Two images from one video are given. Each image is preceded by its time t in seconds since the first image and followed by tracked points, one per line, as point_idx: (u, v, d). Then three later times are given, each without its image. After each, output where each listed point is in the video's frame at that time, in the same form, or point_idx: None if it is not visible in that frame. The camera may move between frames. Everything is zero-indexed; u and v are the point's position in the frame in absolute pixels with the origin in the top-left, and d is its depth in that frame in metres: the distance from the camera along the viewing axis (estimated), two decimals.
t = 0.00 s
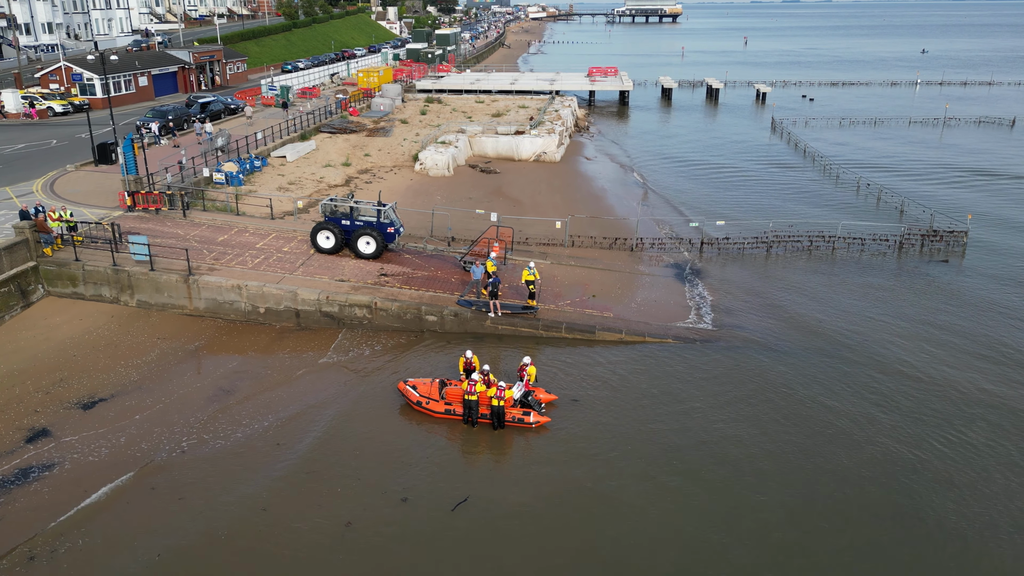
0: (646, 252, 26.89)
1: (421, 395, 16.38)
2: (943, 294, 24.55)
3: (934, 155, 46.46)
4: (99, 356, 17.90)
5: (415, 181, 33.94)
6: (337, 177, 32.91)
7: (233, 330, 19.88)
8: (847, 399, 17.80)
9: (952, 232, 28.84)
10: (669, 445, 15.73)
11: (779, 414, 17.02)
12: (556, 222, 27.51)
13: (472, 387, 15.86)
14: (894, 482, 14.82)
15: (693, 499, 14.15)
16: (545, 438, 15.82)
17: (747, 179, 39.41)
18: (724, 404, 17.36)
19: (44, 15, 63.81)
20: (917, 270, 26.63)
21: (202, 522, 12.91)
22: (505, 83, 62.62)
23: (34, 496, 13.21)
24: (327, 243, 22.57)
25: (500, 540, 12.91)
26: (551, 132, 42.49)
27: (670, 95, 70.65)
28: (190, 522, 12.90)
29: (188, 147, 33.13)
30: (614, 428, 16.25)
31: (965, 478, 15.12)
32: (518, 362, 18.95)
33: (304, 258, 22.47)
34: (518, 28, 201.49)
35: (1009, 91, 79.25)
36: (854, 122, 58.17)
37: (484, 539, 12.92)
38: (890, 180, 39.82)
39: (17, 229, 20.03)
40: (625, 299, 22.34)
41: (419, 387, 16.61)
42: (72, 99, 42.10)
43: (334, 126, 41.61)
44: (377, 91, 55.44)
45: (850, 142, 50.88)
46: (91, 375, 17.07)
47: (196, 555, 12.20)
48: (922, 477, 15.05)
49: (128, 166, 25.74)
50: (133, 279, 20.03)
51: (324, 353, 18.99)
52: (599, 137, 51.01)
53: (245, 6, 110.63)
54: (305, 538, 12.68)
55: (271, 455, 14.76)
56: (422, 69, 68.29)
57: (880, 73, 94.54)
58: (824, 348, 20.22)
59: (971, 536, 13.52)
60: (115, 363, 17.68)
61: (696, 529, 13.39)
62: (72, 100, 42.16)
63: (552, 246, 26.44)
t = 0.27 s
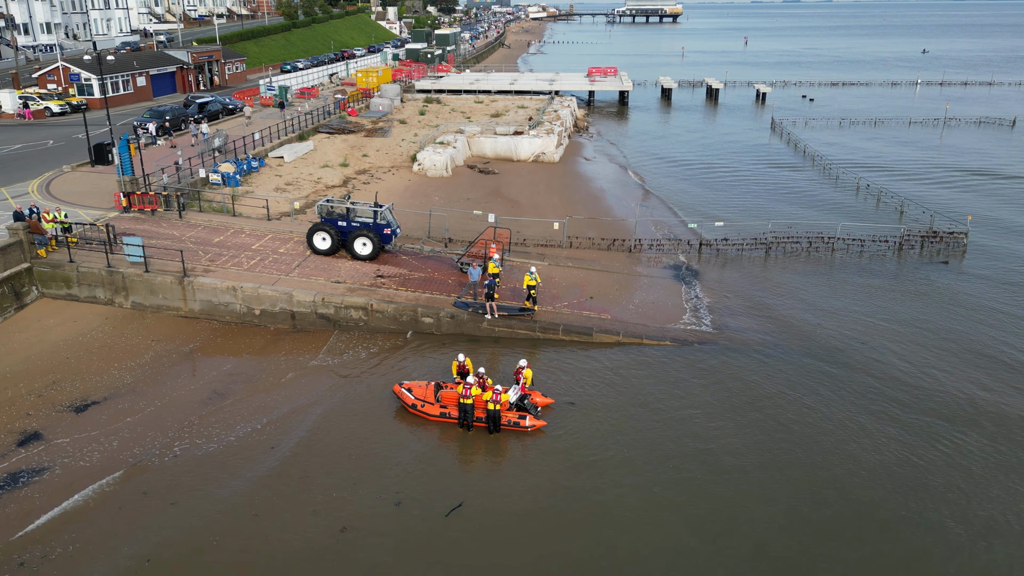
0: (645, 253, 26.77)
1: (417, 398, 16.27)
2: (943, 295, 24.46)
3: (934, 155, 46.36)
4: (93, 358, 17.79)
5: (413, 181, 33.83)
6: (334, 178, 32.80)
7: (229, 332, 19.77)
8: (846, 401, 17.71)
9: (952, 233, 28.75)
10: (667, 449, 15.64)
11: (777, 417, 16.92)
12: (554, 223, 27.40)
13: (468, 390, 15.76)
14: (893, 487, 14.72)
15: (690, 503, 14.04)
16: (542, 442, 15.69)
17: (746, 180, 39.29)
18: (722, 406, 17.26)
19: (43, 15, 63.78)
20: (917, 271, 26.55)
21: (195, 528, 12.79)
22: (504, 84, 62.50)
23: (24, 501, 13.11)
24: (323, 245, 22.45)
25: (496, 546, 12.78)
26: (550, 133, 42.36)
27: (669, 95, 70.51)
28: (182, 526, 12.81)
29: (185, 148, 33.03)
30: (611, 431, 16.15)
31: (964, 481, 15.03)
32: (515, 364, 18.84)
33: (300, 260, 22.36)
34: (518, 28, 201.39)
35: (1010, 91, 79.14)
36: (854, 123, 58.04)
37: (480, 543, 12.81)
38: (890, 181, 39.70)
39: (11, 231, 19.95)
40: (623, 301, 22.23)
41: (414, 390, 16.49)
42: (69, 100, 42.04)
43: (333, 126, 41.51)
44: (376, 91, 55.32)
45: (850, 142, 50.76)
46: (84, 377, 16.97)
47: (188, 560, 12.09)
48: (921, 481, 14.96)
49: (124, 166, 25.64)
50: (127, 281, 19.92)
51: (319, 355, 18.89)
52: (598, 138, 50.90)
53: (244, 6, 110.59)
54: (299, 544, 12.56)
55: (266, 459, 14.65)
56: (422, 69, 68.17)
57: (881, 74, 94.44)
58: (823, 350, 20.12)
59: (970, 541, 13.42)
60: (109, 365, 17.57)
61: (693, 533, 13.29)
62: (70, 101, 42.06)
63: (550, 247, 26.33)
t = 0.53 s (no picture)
0: (643, 254, 26.72)
1: (413, 400, 16.22)
2: (943, 296, 24.41)
3: (934, 155, 46.28)
4: (88, 358, 17.74)
5: (412, 181, 33.76)
6: (333, 178, 32.73)
7: (225, 333, 19.71)
8: (844, 402, 17.66)
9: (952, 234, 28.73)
10: (664, 450, 15.58)
11: (776, 418, 16.87)
12: (552, 223, 27.34)
13: (464, 392, 15.70)
14: (891, 488, 14.69)
15: (687, 506, 13.98)
16: (539, 444, 15.63)
17: (746, 180, 39.21)
18: (720, 408, 17.21)
19: (42, 15, 63.78)
20: (916, 271, 26.50)
21: (190, 530, 12.72)
22: (504, 84, 62.39)
23: (18, 503, 13.06)
24: (321, 245, 22.37)
25: (492, 548, 12.72)
26: (549, 133, 42.29)
27: (669, 95, 70.44)
28: (176, 529, 12.74)
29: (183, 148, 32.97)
30: (608, 433, 16.08)
31: (962, 483, 14.99)
32: (512, 365, 18.78)
33: (297, 260, 22.29)
34: (518, 28, 201.35)
35: (1010, 91, 79.04)
36: (854, 123, 57.97)
37: (475, 546, 12.74)
38: (890, 181, 39.62)
39: (6, 232, 19.90)
40: (621, 302, 22.17)
41: (411, 392, 16.49)
42: (68, 100, 41.99)
43: (331, 126, 41.46)
44: (375, 91, 55.25)
45: (850, 143, 50.67)
46: (80, 378, 16.91)
47: (181, 563, 12.03)
48: (919, 483, 14.91)
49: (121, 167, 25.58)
50: (123, 281, 19.86)
51: (316, 356, 18.83)
52: (597, 138, 50.84)
53: (244, 6, 110.59)
54: (295, 546, 12.50)
55: (262, 461, 14.60)
56: (421, 69, 68.10)
57: (881, 73, 94.35)
58: (821, 351, 20.08)
59: (968, 543, 13.36)
60: (105, 366, 17.52)
61: (689, 535, 13.23)
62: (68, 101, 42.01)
63: (548, 247, 26.27)
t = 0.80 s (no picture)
0: (641, 254, 26.70)
1: (410, 400, 16.20)
2: (942, 296, 24.38)
3: (933, 155, 46.26)
4: (85, 359, 17.71)
5: (410, 181, 33.73)
6: (331, 178, 32.71)
7: (222, 333, 19.69)
8: (842, 403, 17.63)
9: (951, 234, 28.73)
10: (661, 451, 15.55)
11: (774, 419, 16.86)
12: (550, 224, 27.31)
13: (460, 392, 15.67)
14: (890, 488, 14.67)
15: (684, 506, 13.95)
16: (536, 444, 15.61)
17: (746, 180, 39.16)
18: (717, 409, 17.18)
19: (42, 16, 63.87)
20: (915, 272, 26.48)
21: (186, 531, 12.70)
22: (504, 84, 62.37)
23: (13, 504, 13.03)
24: (318, 245, 22.34)
25: (489, 548, 12.70)
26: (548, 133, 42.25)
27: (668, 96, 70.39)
28: (171, 529, 12.71)
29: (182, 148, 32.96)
30: (605, 434, 16.06)
31: (960, 484, 14.97)
32: (509, 366, 18.75)
33: (295, 260, 22.27)
34: (519, 28, 201.34)
35: (1010, 91, 78.81)
36: (854, 123, 57.92)
37: (471, 546, 12.72)
38: (889, 181, 39.57)
39: (3, 232, 19.90)
40: (619, 302, 22.15)
41: (407, 392, 16.46)
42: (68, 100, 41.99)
43: (330, 126, 41.45)
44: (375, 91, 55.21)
45: (850, 143, 50.61)
46: (76, 378, 16.89)
47: (176, 564, 12.01)
48: (916, 483, 14.89)
49: (119, 166, 25.57)
50: (120, 281, 19.84)
51: (313, 356, 18.81)
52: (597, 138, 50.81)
53: (244, 6, 110.66)
54: (291, 547, 12.47)
55: (258, 461, 14.57)
56: (421, 69, 68.07)
57: (880, 73, 94.33)
58: (819, 352, 20.06)
59: (965, 544, 13.34)
60: (101, 366, 17.50)
61: (686, 536, 13.21)
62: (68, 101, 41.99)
63: (547, 247, 26.24)
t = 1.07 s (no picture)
0: (640, 254, 26.70)
1: (407, 400, 16.20)
2: (940, 297, 24.39)
3: (933, 156, 46.22)
4: (83, 359, 17.70)
5: (409, 181, 33.71)
6: (330, 178, 32.69)
7: (220, 333, 19.69)
8: (839, 404, 17.62)
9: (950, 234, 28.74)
10: (658, 452, 15.54)
11: (772, 419, 16.86)
12: (549, 224, 27.30)
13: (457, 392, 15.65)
14: (886, 489, 14.66)
15: (679, 507, 13.96)
16: (533, 445, 15.61)
17: (745, 180, 39.14)
18: (714, 409, 17.17)
19: (42, 15, 64.04)
20: (914, 272, 26.47)
21: (182, 532, 12.69)
22: (503, 84, 62.34)
23: (8, 504, 13.01)
24: (316, 245, 22.31)
25: (486, 549, 12.70)
26: (547, 132, 42.22)
27: (668, 96, 70.37)
28: (166, 531, 12.68)
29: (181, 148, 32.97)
30: (601, 434, 16.05)
31: (957, 484, 14.95)
32: (507, 366, 18.76)
33: (293, 260, 22.26)
34: (519, 28, 201.37)
35: (1011, 91, 78.71)
36: (853, 123, 57.90)
37: (466, 547, 12.72)
38: (888, 182, 39.56)
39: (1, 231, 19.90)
40: (617, 302, 22.14)
41: (404, 392, 16.45)
42: (68, 99, 42.00)
43: (330, 126, 41.44)
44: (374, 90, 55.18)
45: (849, 143, 50.59)
46: (73, 378, 16.88)
47: (172, 565, 11.99)
48: (914, 484, 14.88)
49: (118, 166, 25.56)
50: (118, 281, 19.84)
51: (310, 356, 18.79)
52: (596, 138, 50.78)
53: (244, 6, 110.76)
54: (287, 548, 12.47)
55: (255, 462, 14.57)
56: (421, 68, 68.04)
57: (880, 73, 94.28)
58: (817, 352, 20.07)
59: (961, 544, 13.34)
60: (99, 367, 17.48)
61: (682, 537, 13.20)
62: (67, 100, 42.00)
63: (545, 248, 26.23)
